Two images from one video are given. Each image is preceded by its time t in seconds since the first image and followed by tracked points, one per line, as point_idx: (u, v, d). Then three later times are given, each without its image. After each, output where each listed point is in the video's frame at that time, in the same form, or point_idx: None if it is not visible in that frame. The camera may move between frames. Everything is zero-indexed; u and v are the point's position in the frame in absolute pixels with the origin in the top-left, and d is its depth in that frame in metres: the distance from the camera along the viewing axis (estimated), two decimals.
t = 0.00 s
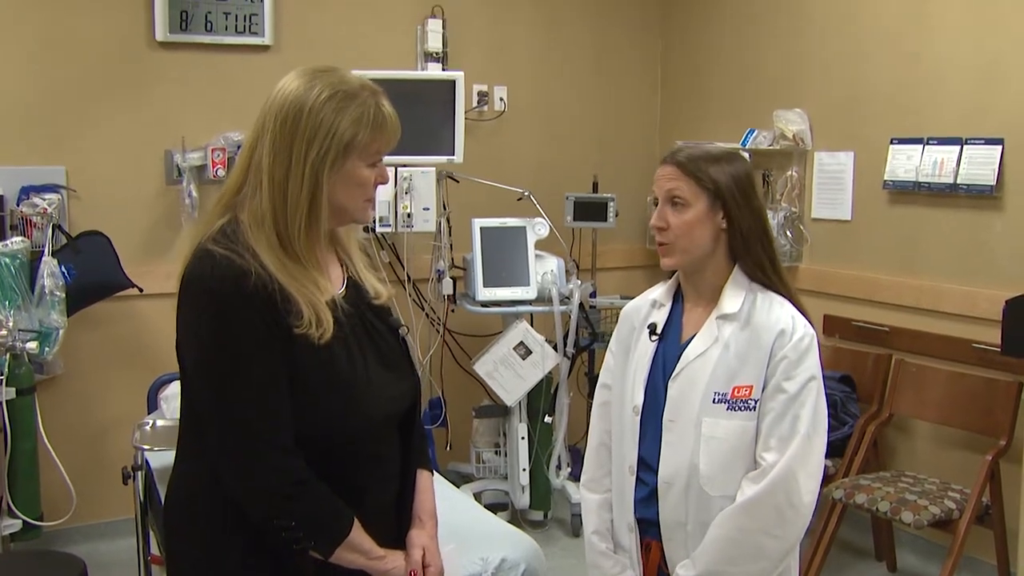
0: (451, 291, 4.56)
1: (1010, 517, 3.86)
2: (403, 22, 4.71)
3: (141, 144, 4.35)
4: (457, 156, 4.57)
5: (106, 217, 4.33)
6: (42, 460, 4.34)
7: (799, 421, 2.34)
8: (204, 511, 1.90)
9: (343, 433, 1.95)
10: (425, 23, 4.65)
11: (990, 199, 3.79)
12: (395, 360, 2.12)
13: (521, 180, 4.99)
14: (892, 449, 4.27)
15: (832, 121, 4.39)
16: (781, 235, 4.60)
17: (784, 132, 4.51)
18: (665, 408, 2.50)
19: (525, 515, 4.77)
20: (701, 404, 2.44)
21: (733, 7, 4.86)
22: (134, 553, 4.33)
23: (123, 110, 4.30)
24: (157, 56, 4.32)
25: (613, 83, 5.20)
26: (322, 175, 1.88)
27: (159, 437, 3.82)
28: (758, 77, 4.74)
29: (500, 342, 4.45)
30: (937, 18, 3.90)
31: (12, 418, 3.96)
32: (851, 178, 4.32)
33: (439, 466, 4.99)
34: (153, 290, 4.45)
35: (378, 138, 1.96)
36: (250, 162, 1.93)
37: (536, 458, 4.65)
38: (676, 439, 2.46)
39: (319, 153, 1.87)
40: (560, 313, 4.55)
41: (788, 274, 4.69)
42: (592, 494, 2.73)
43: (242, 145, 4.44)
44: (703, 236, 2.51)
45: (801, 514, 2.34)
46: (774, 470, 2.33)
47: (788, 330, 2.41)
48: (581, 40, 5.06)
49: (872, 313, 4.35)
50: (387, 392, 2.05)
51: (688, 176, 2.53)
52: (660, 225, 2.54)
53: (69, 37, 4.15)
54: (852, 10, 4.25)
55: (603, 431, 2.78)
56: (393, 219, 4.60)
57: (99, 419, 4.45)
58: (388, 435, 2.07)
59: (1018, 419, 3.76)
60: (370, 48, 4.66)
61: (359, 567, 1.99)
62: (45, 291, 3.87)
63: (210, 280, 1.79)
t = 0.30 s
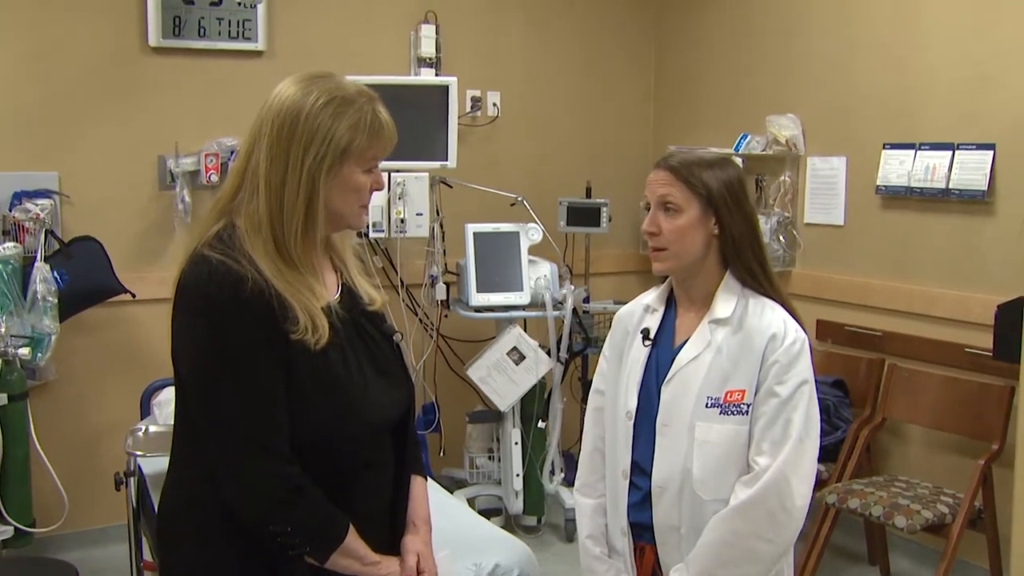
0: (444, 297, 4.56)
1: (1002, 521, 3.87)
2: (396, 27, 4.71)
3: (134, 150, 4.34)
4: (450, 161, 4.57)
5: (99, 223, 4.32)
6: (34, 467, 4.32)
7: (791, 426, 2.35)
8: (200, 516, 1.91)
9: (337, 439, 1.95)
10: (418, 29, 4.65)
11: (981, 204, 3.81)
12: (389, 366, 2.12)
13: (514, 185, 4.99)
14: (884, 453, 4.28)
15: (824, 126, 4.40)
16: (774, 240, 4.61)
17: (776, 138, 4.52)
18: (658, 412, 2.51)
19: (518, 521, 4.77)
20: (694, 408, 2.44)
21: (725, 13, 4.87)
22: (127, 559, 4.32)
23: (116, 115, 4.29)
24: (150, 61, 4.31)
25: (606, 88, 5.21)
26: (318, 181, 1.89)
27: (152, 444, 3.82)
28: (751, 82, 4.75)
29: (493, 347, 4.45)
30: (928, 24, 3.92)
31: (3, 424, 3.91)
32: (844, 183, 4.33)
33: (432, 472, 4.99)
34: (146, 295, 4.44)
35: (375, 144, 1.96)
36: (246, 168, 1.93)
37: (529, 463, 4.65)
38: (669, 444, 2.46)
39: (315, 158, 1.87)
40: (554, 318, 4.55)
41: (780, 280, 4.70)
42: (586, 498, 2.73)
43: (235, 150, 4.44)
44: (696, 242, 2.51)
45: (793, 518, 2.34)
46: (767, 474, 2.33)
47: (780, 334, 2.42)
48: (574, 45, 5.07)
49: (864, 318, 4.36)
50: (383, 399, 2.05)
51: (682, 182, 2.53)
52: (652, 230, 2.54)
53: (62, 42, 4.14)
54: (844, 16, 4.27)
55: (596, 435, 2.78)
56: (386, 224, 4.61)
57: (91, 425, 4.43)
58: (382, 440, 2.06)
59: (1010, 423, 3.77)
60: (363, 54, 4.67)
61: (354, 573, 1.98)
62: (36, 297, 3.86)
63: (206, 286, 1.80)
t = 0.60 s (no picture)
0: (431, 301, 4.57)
1: (987, 523, 3.89)
2: (383, 32, 4.71)
3: (120, 154, 4.33)
4: (437, 165, 4.58)
5: (84, 227, 4.30)
6: (18, 472, 4.30)
7: (774, 427, 2.35)
8: (187, 522, 1.89)
9: (321, 442, 1.94)
10: (404, 33, 4.65)
11: (966, 208, 3.84)
12: (376, 370, 2.12)
13: (501, 189, 4.99)
14: (870, 456, 4.29)
15: (809, 130, 4.41)
16: (760, 243, 4.61)
17: (762, 142, 4.52)
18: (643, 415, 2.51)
19: (506, 525, 4.76)
20: (678, 410, 2.45)
21: (711, 17, 4.89)
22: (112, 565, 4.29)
23: (101, 119, 4.28)
24: (135, 65, 4.30)
25: (593, 92, 5.22)
26: (306, 182, 1.90)
27: (138, 448, 3.81)
28: (737, 87, 4.77)
29: (479, 351, 4.48)
30: (912, 29, 3.95)
31: None
32: (830, 187, 4.34)
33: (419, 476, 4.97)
34: (131, 300, 4.42)
35: (360, 144, 1.98)
36: (234, 172, 1.94)
37: (517, 467, 4.65)
38: (654, 446, 2.47)
39: (303, 159, 1.89)
40: (540, 322, 4.56)
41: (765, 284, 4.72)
42: (572, 502, 2.73)
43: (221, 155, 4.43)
44: (681, 245, 2.53)
45: (777, 520, 2.34)
46: (751, 476, 2.34)
47: (763, 336, 2.43)
48: (561, 50, 5.08)
49: (849, 321, 4.38)
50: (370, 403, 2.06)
51: (666, 187, 2.54)
52: (637, 233, 2.54)
53: (46, 45, 4.13)
54: (828, 21, 4.29)
55: (582, 439, 2.78)
56: (373, 228, 4.61)
57: (76, 430, 4.41)
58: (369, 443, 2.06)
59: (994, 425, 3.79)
60: (349, 58, 4.67)
61: None
62: (22, 301, 3.85)
63: (196, 292, 1.79)
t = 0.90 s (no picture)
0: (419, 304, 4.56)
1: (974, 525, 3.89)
2: (370, 34, 4.70)
3: (106, 156, 4.31)
4: (425, 168, 4.58)
5: (69, 231, 4.27)
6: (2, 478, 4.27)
7: (761, 429, 2.35)
8: (172, 528, 1.86)
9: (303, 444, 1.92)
10: (392, 36, 4.64)
11: (953, 210, 3.85)
12: (364, 372, 2.12)
13: (489, 192, 4.98)
14: (857, 459, 4.29)
15: (797, 133, 4.41)
16: (748, 246, 4.59)
17: (750, 145, 4.51)
18: (629, 417, 2.50)
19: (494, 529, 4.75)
20: (664, 413, 2.44)
21: (699, 20, 4.90)
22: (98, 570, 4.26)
23: (86, 122, 4.25)
24: (121, 67, 4.28)
25: (581, 95, 5.22)
26: (282, 177, 1.89)
27: (123, 453, 3.78)
28: (725, 89, 4.77)
29: (467, 355, 4.48)
30: (899, 32, 3.96)
31: None
32: (817, 189, 4.34)
33: (407, 480, 4.96)
34: (117, 304, 4.40)
35: (333, 132, 1.97)
36: (212, 176, 1.92)
37: (505, 470, 4.66)
38: (640, 448, 2.46)
39: (277, 153, 1.88)
40: (528, 325, 4.56)
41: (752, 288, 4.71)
42: (558, 505, 2.71)
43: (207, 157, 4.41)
44: (669, 248, 2.52)
45: (764, 521, 2.34)
46: (738, 477, 2.33)
47: (748, 338, 2.42)
48: (549, 52, 5.08)
49: (837, 323, 4.37)
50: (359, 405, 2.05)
51: (655, 190, 2.54)
52: (626, 237, 2.54)
53: (31, 47, 4.10)
54: (815, 24, 4.29)
55: (568, 442, 2.76)
56: (360, 232, 4.60)
57: (61, 435, 4.38)
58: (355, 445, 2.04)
59: (982, 427, 3.80)
60: (336, 60, 4.65)
61: None
62: (6, 305, 3.81)
63: (181, 296, 1.77)
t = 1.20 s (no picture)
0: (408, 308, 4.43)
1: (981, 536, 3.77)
2: (358, 30, 4.57)
3: (84, 156, 4.16)
4: (414, 168, 4.45)
5: (45, 232, 4.12)
6: None
7: (758, 437, 2.22)
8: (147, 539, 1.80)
9: (280, 452, 1.86)
10: (380, 32, 4.51)
11: (958, 211, 3.73)
12: (350, 379, 2.04)
13: (480, 193, 4.85)
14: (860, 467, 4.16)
15: (798, 131, 4.29)
16: (746, 249, 4.45)
17: (749, 144, 4.38)
18: (623, 424, 2.37)
19: (485, 539, 4.61)
20: (658, 421, 2.32)
21: (695, 16, 4.78)
22: None
23: (63, 120, 4.11)
24: (99, 63, 4.14)
25: (575, 94, 5.09)
26: (268, 182, 1.84)
27: (101, 463, 3.64)
28: (723, 87, 4.64)
29: (458, 360, 4.35)
30: (902, 27, 3.84)
31: None
32: (818, 190, 4.21)
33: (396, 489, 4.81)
34: (96, 308, 4.25)
35: (322, 138, 1.92)
36: (193, 176, 1.87)
37: (497, 479, 4.51)
38: (634, 457, 2.33)
39: (263, 157, 1.83)
40: (520, 329, 4.44)
41: (752, 291, 4.58)
42: (551, 515, 2.57)
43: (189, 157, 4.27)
44: (666, 251, 2.39)
45: (762, 531, 2.20)
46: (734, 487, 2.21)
47: (745, 343, 2.30)
48: (542, 49, 4.95)
49: (839, 327, 4.25)
50: (344, 412, 1.98)
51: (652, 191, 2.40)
52: (622, 239, 2.40)
53: (5, 42, 3.96)
54: (816, 19, 4.18)
55: (560, 450, 2.62)
56: (348, 233, 4.48)
57: (38, 444, 4.23)
58: (335, 455, 1.97)
59: (989, 434, 3.68)
60: (323, 57, 4.52)
61: None
62: None
63: (158, 299, 1.73)
